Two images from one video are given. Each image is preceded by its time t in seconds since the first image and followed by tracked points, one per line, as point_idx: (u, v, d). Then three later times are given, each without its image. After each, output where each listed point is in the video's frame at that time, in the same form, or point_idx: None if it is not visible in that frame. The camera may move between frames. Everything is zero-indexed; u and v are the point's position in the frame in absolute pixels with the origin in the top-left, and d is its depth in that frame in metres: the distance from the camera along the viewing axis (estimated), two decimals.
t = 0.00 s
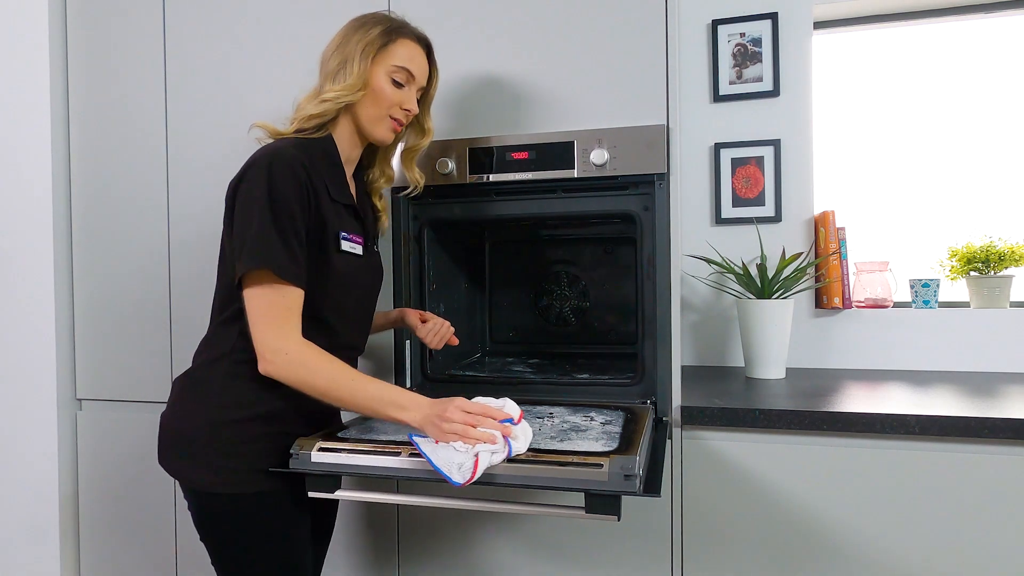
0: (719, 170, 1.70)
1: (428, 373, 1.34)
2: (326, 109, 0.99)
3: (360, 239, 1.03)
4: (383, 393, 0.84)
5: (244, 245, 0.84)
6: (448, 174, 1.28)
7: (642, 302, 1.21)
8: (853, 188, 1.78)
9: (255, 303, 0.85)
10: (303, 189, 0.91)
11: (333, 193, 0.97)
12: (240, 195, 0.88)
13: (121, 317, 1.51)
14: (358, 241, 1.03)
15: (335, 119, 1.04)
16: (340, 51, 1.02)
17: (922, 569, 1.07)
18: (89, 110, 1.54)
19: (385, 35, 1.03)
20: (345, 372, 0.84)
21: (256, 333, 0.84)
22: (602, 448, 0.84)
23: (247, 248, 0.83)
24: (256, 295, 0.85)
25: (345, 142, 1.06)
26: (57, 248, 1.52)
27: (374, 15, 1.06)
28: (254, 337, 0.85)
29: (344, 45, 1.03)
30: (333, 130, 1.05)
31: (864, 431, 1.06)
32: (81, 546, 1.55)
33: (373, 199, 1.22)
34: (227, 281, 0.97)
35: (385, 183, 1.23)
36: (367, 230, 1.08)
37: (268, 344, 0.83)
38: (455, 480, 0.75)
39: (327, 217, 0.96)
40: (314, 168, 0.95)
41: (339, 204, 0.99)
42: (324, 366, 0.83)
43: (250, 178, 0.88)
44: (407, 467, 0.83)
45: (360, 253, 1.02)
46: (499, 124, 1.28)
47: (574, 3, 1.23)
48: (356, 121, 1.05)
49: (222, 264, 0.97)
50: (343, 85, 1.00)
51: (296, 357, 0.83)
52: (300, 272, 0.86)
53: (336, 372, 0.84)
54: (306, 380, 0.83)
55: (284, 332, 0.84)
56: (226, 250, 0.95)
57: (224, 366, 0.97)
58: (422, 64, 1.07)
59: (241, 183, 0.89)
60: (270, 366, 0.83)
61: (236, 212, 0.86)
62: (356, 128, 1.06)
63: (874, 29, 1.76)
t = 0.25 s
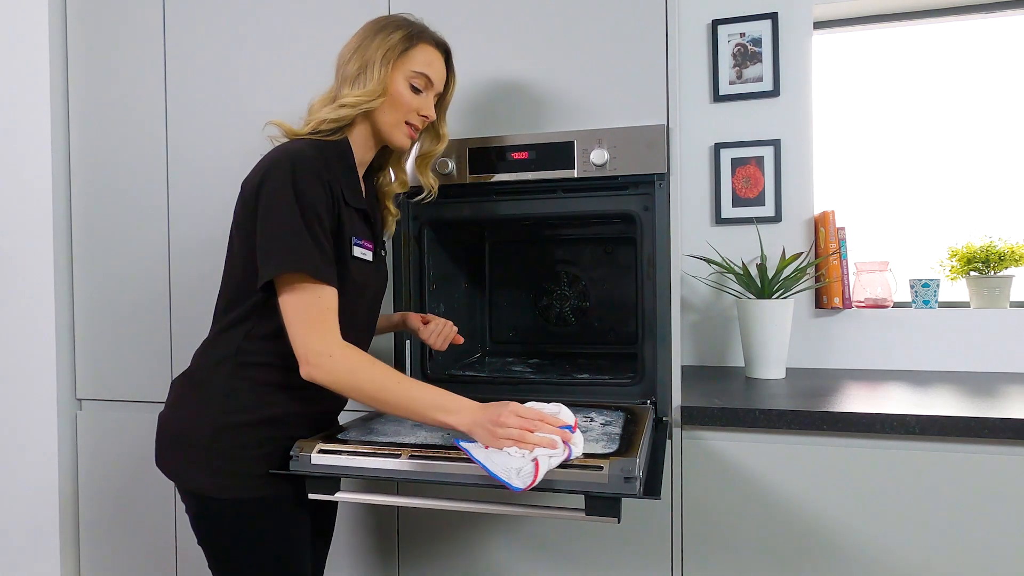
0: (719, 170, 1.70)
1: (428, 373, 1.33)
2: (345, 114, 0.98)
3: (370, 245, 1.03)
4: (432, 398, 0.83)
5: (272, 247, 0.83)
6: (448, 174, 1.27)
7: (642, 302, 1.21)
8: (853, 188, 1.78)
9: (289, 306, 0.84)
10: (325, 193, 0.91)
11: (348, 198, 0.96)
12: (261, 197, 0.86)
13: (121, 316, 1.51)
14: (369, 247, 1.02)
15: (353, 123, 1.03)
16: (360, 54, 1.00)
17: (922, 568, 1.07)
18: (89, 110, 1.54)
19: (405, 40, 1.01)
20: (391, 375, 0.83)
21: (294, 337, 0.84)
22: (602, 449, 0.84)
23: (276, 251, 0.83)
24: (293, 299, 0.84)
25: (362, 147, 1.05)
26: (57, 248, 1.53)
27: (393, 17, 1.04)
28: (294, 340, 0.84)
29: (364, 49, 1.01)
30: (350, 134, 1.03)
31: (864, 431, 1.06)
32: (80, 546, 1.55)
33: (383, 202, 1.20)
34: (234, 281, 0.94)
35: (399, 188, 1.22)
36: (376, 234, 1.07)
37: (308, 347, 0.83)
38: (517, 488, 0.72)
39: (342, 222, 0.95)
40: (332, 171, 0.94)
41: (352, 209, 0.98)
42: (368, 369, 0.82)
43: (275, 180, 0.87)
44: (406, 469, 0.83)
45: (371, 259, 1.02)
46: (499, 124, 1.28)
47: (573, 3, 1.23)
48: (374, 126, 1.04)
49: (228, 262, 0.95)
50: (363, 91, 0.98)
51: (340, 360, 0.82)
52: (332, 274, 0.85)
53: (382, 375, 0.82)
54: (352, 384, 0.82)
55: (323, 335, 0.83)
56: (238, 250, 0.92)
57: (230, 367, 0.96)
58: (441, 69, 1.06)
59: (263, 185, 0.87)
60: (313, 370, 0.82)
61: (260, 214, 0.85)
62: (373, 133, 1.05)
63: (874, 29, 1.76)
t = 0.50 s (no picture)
0: (719, 170, 1.70)
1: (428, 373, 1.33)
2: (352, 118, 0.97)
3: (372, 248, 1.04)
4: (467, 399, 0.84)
5: (284, 244, 0.83)
6: (448, 173, 1.27)
7: (642, 302, 1.21)
8: (853, 188, 1.78)
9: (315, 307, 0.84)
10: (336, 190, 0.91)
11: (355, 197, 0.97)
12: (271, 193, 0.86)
13: (121, 317, 1.51)
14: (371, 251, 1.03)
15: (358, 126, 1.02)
16: (369, 57, 0.99)
17: (922, 568, 1.07)
18: (90, 110, 1.54)
19: (415, 45, 1.01)
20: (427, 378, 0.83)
21: (324, 340, 0.84)
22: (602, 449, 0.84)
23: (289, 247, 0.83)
24: (318, 299, 0.84)
25: (366, 150, 1.04)
26: (57, 248, 1.53)
27: (402, 20, 1.03)
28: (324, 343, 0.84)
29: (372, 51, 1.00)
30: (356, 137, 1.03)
31: (864, 431, 1.06)
32: (80, 546, 1.55)
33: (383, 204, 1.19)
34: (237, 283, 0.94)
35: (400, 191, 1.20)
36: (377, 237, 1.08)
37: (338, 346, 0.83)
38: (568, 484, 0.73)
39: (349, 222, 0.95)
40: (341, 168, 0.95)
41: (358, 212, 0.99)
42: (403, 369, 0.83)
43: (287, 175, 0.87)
44: (406, 469, 0.83)
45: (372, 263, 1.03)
46: (499, 125, 1.28)
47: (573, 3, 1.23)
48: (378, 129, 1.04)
49: (229, 260, 0.95)
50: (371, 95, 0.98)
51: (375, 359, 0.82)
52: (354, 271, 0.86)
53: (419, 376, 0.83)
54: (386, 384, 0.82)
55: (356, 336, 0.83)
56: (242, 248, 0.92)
57: (228, 372, 0.95)
58: (448, 75, 1.06)
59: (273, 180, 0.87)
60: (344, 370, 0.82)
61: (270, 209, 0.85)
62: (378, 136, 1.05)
63: (874, 29, 1.76)
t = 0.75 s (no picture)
0: (719, 170, 1.70)
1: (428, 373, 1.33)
2: (353, 125, 0.98)
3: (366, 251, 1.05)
4: (496, 397, 0.84)
5: (293, 242, 0.84)
6: (448, 174, 1.27)
7: (642, 301, 1.21)
8: (853, 189, 1.78)
9: (334, 305, 0.84)
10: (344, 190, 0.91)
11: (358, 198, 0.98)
12: (278, 190, 0.86)
13: (121, 316, 1.51)
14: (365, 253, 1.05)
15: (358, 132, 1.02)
16: (369, 64, 0.99)
17: (923, 568, 1.07)
18: (90, 110, 1.54)
19: (415, 52, 1.01)
20: (454, 374, 0.84)
21: (355, 339, 0.83)
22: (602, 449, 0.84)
23: (299, 244, 0.83)
24: (338, 296, 0.84)
25: (365, 157, 1.04)
26: (57, 248, 1.53)
27: (401, 27, 1.03)
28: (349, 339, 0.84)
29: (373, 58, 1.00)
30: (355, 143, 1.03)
31: (864, 431, 1.06)
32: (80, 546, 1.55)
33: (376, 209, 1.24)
34: (236, 284, 0.94)
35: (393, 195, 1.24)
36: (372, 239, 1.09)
37: (364, 344, 0.83)
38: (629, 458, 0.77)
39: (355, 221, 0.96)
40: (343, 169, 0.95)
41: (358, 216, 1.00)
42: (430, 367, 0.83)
43: (295, 173, 0.87)
44: (406, 469, 0.83)
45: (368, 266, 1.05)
46: (498, 125, 1.28)
47: (573, 3, 1.23)
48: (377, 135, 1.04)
49: (228, 260, 0.94)
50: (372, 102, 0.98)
51: (402, 357, 0.83)
52: (371, 270, 0.86)
53: (450, 377, 0.83)
54: (412, 383, 0.83)
55: (383, 333, 0.83)
56: (243, 247, 0.92)
57: (227, 374, 0.95)
58: (447, 82, 1.07)
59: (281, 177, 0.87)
60: (372, 368, 0.83)
61: (276, 206, 0.85)
62: (377, 142, 1.05)
63: (874, 29, 1.76)
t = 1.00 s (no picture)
0: (719, 170, 1.70)
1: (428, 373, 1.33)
2: (345, 129, 0.98)
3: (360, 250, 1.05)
4: (486, 396, 0.84)
5: (287, 242, 0.84)
6: (447, 174, 1.28)
7: (642, 302, 1.21)
8: (853, 189, 1.78)
9: (324, 301, 0.84)
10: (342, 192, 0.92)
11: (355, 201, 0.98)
12: (276, 192, 0.86)
13: (121, 316, 1.51)
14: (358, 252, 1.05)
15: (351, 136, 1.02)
16: (362, 68, 0.99)
17: (922, 568, 1.07)
18: (89, 110, 1.54)
19: (408, 56, 1.01)
20: (443, 373, 0.84)
21: (339, 333, 0.83)
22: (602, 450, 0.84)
23: (296, 244, 0.83)
24: (330, 291, 0.83)
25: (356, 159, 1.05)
26: (57, 248, 1.53)
27: (394, 31, 1.03)
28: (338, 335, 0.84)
29: (365, 62, 1.00)
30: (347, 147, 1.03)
31: (864, 431, 1.06)
32: (80, 546, 1.55)
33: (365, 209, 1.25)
34: (234, 285, 0.94)
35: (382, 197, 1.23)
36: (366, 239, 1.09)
37: (354, 339, 0.82)
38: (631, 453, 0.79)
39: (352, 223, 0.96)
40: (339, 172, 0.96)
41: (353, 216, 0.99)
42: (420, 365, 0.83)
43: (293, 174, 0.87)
44: (406, 470, 0.83)
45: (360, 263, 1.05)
46: (499, 125, 1.28)
47: (573, 3, 1.23)
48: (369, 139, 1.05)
49: (226, 260, 0.94)
50: (364, 107, 0.98)
51: (392, 354, 0.83)
52: (364, 270, 0.87)
53: (439, 376, 0.83)
54: (401, 381, 0.83)
55: (375, 329, 0.83)
56: (241, 248, 0.92)
57: (225, 375, 0.95)
58: (440, 86, 1.07)
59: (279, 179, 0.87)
60: (360, 364, 0.82)
61: (275, 207, 0.85)
62: (369, 146, 1.05)
63: (874, 29, 1.76)
